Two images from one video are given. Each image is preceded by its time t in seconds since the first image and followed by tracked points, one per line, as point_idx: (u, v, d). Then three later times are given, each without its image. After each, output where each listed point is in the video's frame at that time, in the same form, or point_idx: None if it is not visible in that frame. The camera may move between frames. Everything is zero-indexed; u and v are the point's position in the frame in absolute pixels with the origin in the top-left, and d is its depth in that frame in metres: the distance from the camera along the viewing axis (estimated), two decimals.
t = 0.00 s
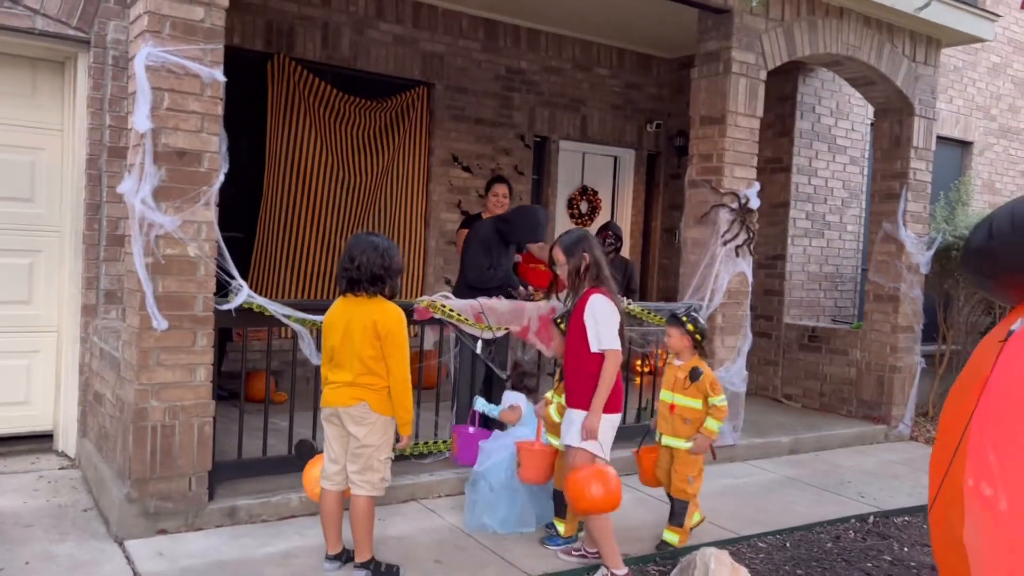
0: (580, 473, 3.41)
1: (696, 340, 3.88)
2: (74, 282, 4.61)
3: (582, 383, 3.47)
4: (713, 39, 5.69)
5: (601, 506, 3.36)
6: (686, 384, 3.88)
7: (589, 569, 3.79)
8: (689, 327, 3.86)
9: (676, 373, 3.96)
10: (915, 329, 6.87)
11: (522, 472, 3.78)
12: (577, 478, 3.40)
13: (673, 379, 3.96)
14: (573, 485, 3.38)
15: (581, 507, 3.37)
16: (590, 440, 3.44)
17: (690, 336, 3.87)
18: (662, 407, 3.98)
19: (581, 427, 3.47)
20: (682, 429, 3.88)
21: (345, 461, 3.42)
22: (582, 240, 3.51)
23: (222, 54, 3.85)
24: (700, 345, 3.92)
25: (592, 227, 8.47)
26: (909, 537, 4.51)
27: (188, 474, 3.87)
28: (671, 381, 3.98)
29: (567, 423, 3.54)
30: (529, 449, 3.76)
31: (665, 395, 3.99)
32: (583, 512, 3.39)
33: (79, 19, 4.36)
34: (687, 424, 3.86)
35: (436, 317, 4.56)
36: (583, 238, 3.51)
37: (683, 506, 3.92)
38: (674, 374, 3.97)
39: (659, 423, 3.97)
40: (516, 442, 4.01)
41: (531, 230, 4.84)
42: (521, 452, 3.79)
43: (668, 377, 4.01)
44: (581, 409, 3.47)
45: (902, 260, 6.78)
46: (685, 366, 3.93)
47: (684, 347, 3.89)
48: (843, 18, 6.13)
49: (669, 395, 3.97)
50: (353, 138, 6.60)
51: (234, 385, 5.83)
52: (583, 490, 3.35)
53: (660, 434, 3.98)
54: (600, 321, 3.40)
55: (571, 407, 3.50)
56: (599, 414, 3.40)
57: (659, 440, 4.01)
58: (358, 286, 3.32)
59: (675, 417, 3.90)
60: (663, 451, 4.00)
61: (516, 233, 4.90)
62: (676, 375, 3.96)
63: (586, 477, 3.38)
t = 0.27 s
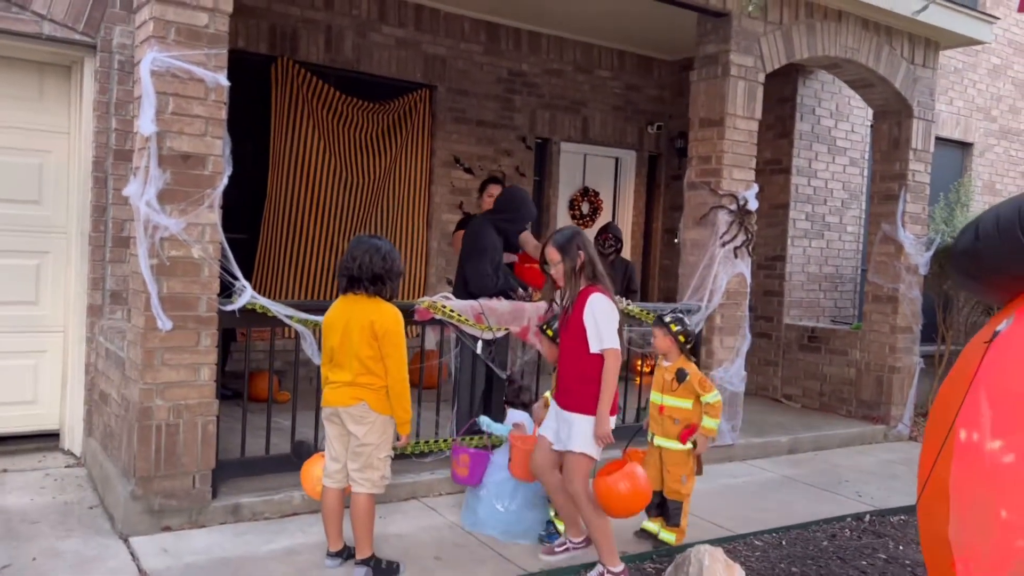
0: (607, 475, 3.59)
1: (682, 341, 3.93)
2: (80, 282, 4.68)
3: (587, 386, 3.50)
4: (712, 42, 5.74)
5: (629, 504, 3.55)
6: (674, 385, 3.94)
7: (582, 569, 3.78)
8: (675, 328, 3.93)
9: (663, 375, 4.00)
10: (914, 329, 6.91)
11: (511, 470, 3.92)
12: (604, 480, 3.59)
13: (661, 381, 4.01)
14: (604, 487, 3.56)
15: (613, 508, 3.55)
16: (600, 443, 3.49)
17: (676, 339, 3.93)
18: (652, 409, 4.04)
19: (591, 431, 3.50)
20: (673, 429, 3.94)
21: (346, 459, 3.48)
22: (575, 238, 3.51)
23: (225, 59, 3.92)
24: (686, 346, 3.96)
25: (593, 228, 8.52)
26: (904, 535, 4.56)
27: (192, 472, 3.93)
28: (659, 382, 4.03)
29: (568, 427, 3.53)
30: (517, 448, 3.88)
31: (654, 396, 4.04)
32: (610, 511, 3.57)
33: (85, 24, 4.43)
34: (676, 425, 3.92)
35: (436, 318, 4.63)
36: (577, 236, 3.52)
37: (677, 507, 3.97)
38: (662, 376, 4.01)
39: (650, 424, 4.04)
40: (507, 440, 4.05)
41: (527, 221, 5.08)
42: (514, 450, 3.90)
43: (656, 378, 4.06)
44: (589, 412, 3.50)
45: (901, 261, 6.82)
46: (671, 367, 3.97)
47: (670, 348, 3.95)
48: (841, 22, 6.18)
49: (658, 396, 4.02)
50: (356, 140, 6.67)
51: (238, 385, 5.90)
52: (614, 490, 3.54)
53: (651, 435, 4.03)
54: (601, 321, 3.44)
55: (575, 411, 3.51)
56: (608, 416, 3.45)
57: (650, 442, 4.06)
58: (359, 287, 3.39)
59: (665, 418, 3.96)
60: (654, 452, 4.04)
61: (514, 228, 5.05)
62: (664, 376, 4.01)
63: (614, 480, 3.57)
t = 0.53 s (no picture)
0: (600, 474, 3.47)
1: (671, 339, 3.97)
2: (89, 283, 4.74)
3: (578, 386, 3.46)
4: (713, 45, 5.78)
5: (624, 505, 3.43)
6: (665, 382, 3.98)
7: (582, 567, 3.79)
8: (661, 329, 3.96)
9: (653, 373, 4.04)
10: (916, 330, 6.94)
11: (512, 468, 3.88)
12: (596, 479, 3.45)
13: (651, 380, 4.03)
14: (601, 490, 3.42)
15: (606, 509, 3.42)
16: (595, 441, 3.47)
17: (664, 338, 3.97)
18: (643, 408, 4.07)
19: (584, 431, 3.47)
20: (664, 428, 3.98)
21: (349, 457, 3.53)
22: (557, 238, 3.47)
23: (231, 63, 3.98)
24: (674, 344, 4.00)
25: (596, 230, 8.57)
26: (903, 535, 4.60)
27: (199, 470, 3.99)
28: (648, 381, 4.05)
29: (554, 428, 3.46)
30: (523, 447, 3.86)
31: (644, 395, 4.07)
32: (604, 513, 3.45)
33: (93, 28, 4.49)
34: (666, 423, 3.97)
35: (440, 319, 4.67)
36: (560, 236, 3.48)
37: (667, 506, 4.03)
38: (652, 374, 4.04)
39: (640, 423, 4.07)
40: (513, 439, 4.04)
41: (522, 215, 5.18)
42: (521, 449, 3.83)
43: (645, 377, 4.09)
44: (580, 412, 3.46)
45: (903, 263, 6.85)
46: (661, 364, 4.01)
47: (659, 348, 3.97)
48: (843, 24, 6.21)
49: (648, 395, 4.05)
50: (360, 142, 6.73)
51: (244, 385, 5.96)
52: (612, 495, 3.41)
53: (643, 435, 4.06)
54: (593, 320, 3.41)
55: (564, 413, 3.46)
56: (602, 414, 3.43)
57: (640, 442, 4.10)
58: (362, 287, 3.44)
59: (656, 417, 3.99)
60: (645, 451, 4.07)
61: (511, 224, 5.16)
62: (653, 375, 4.03)
63: (608, 477, 3.43)
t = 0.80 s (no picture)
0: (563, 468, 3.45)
1: (664, 339, 4.03)
2: (95, 283, 4.79)
3: (556, 381, 3.39)
4: (714, 47, 5.82)
5: (584, 501, 3.39)
6: (660, 381, 4.01)
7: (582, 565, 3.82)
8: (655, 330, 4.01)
9: (647, 374, 4.06)
10: (917, 330, 6.96)
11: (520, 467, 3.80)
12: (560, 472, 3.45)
13: (646, 380, 4.06)
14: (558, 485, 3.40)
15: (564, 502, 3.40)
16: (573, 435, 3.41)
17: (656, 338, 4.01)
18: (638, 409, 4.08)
19: (564, 426, 3.40)
20: (665, 426, 4.00)
21: (352, 455, 3.57)
22: (533, 236, 3.39)
23: (236, 65, 4.03)
24: (667, 343, 4.06)
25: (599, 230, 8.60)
26: (903, 533, 4.63)
27: (203, 468, 4.04)
28: (643, 383, 4.07)
29: (529, 424, 3.39)
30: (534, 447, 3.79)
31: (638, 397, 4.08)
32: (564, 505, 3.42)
33: (100, 31, 4.54)
34: (667, 421, 3.99)
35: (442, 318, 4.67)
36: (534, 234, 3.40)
37: (658, 508, 4.00)
38: (645, 375, 4.07)
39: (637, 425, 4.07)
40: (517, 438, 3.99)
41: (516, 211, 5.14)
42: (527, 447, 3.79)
43: (638, 379, 4.11)
44: (558, 408, 3.39)
45: (904, 263, 6.87)
46: (655, 364, 4.05)
47: (653, 349, 4.01)
48: (844, 26, 6.24)
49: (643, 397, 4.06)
50: (364, 143, 6.77)
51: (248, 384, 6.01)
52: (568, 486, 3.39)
53: (642, 437, 4.05)
54: (571, 316, 3.34)
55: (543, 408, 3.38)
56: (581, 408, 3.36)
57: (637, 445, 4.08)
58: (363, 287, 3.49)
59: (656, 417, 4.01)
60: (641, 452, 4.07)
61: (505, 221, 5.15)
62: (648, 376, 4.06)
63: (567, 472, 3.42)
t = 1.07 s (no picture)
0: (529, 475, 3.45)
1: (663, 343, 3.99)
2: (99, 283, 4.83)
3: (527, 385, 3.36)
4: (715, 48, 5.84)
5: (552, 509, 3.40)
6: (660, 386, 3.99)
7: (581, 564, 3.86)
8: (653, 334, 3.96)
9: (646, 377, 4.04)
10: (918, 330, 6.97)
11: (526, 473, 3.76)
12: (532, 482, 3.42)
13: (645, 384, 4.02)
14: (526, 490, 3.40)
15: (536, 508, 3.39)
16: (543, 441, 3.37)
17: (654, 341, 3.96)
18: (636, 413, 4.04)
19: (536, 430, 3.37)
20: (664, 430, 3.99)
21: (353, 454, 3.59)
22: (497, 240, 3.32)
23: (238, 67, 4.05)
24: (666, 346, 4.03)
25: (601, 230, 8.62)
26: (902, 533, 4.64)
27: (206, 467, 4.07)
28: (642, 386, 4.04)
29: (499, 428, 3.37)
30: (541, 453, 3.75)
31: (636, 400, 4.05)
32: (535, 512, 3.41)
33: (104, 33, 4.56)
34: (667, 425, 3.98)
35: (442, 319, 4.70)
36: (497, 238, 3.34)
37: (657, 512, 4.01)
38: (644, 379, 4.04)
39: (634, 428, 4.04)
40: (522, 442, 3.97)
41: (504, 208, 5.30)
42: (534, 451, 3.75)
43: (635, 381, 4.08)
44: (530, 410, 3.37)
45: (905, 263, 6.88)
46: (654, 367, 4.02)
47: (651, 353, 3.98)
48: (845, 27, 6.26)
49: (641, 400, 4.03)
50: (365, 143, 6.80)
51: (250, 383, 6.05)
52: (538, 492, 3.38)
53: (638, 440, 4.03)
54: (537, 320, 3.29)
55: (515, 413, 3.36)
56: (552, 413, 3.32)
57: (632, 447, 4.06)
58: (362, 287, 3.51)
59: (655, 421, 3.98)
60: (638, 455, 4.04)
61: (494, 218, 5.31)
62: (646, 379, 4.03)
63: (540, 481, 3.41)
